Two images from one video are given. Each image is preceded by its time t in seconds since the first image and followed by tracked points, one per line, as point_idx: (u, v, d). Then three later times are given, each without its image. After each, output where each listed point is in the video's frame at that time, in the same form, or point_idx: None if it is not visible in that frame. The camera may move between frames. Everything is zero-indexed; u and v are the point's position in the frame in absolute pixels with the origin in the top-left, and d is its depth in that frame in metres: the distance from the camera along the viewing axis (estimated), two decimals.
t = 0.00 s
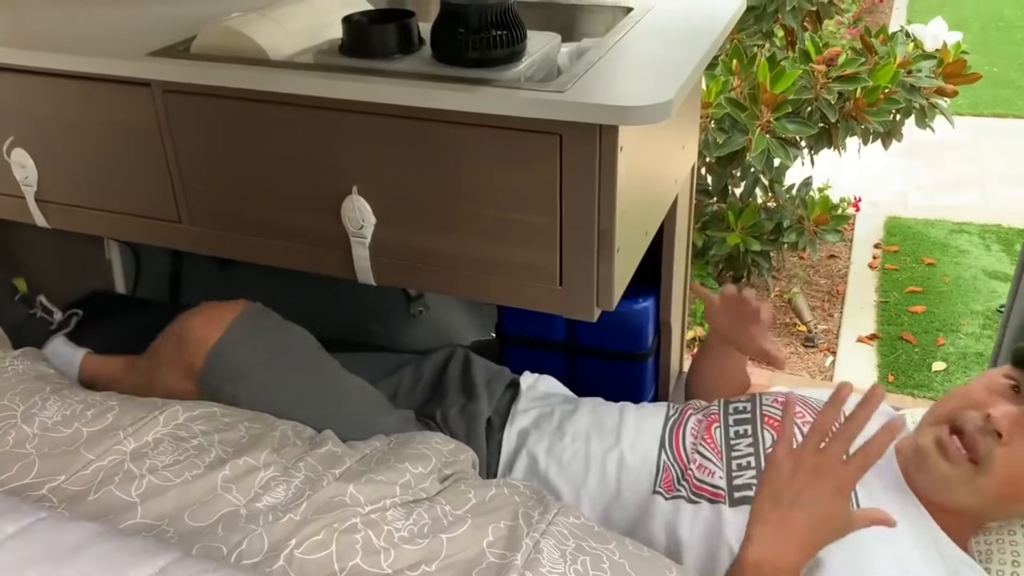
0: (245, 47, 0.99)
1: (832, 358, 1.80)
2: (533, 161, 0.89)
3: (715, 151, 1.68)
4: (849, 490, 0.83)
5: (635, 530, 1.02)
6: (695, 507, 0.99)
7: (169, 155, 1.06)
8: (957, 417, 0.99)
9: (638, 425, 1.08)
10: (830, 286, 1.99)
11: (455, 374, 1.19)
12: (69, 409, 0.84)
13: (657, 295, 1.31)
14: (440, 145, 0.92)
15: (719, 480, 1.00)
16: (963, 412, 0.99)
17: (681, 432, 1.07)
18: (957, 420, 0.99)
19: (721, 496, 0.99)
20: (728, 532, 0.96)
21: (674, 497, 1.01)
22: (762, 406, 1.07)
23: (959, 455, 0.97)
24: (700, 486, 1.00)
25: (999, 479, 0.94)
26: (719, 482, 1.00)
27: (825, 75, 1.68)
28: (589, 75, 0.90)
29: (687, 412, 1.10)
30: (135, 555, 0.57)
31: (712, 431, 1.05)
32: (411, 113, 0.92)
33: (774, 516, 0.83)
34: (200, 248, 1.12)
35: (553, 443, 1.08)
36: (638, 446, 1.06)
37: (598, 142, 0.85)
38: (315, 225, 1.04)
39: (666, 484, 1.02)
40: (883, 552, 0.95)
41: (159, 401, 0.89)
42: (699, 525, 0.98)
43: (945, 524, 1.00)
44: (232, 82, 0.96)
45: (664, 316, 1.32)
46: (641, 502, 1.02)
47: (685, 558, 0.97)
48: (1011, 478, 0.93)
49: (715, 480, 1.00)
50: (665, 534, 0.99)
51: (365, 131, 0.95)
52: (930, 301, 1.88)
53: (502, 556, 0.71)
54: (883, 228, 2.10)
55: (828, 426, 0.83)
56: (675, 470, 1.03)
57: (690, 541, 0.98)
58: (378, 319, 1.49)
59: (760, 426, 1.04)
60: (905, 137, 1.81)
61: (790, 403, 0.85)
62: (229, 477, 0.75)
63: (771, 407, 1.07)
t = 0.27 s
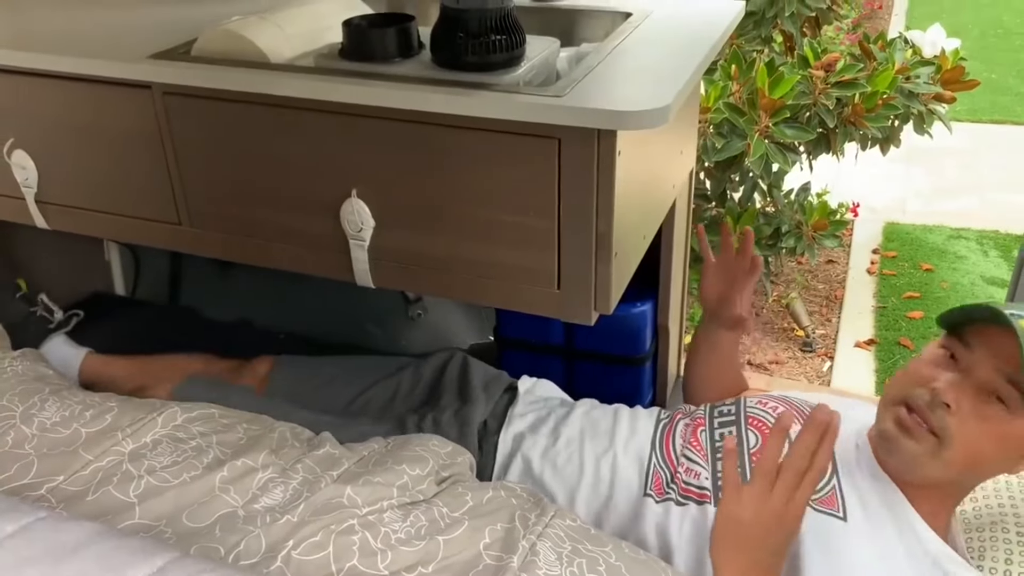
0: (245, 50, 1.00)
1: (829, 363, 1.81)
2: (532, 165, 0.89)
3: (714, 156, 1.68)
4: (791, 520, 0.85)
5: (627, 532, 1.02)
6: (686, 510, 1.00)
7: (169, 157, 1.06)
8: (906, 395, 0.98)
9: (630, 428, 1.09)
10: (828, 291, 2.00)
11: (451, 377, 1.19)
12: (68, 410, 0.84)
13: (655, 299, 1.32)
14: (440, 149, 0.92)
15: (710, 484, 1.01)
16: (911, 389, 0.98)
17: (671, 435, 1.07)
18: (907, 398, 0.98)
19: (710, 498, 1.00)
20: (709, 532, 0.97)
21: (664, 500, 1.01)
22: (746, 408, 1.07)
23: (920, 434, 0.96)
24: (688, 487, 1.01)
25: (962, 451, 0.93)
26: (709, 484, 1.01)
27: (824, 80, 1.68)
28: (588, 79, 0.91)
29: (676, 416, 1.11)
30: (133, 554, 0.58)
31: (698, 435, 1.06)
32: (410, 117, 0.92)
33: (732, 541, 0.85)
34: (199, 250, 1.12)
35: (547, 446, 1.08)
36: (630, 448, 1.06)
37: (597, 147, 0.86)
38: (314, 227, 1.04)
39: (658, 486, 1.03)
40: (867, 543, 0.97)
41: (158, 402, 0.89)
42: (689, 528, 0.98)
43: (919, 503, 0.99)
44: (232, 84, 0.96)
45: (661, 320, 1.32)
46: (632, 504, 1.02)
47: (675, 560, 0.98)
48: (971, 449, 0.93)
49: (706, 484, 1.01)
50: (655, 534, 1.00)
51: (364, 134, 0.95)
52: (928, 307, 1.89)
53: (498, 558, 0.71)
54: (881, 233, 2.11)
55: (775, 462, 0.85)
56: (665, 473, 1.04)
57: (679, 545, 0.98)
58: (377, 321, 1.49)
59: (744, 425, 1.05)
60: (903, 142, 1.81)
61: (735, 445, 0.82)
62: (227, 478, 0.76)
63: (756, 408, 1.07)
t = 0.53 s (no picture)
0: (247, 54, 1.00)
1: (826, 369, 1.97)
2: (531, 171, 0.90)
3: (711, 162, 1.71)
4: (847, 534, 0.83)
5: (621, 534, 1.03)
6: (681, 513, 1.01)
7: (171, 160, 1.07)
8: (914, 410, 1.01)
9: (627, 431, 1.10)
10: (825, 297, 2.08)
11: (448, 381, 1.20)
12: (68, 411, 0.85)
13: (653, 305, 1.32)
14: (440, 154, 0.93)
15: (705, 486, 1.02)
16: (919, 404, 1.02)
17: (668, 439, 1.08)
18: (915, 412, 1.01)
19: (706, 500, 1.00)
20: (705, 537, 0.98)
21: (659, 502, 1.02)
22: (749, 416, 1.07)
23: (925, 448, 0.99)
24: (685, 490, 1.02)
25: (966, 466, 0.96)
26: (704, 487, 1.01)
27: (822, 88, 1.70)
28: (587, 86, 0.91)
29: (675, 421, 1.11)
30: (134, 554, 0.58)
31: (698, 439, 1.06)
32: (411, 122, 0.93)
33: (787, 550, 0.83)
34: (200, 253, 1.13)
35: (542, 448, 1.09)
36: (626, 451, 1.07)
37: (596, 153, 0.86)
38: (314, 231, 1.05)
39: (653, 488, 1.03)
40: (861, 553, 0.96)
41: (157, 404, 0.90)
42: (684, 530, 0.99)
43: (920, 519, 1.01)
44: (234, 88, 0.97)
45: (658, 326, 1.32)
46: (627, 506, 1.03)
47: (670, 562, 0.99)
48: (975, 466, 0.96)
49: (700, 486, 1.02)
50: (650, 536, 1.00)
51: (365, 139, 0.96)
52: (924, 314, 1.98)
53: (496, 561, 0.72)
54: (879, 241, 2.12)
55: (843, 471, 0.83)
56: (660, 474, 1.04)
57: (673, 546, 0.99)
58: (376, 324, 1.50)
59: (746, 434, 1.05)
60: (900, 150, 1.82)
61: (806, 453, 0.80)
62: (227, 480, 0.76)
63: (757, 416, 1.07)
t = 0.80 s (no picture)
0: (246, 55, 1.00)
1: (822, 375, 1.85)
2: (529, 175, 0.90)
3: (710, 167, 1.70)
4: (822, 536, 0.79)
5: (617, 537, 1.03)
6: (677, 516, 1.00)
7: (168, 160, 1.07)
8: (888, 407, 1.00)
9: (624, 434, 1.10)
10: (822, 302, 2.03)
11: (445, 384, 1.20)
12: (63, 411, 0.85)
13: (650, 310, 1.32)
14: (438, 157, 0.93)
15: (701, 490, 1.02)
16: (893, 401, 1.00)
17: (666, 443, 1.08)
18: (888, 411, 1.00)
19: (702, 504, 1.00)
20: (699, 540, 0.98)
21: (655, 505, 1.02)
22: (746, 420, 1.07)
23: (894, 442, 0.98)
24: (681, 494, 1.02)
25: (929, 458, 0.95)
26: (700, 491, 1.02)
27: (819, 93, 1.69)
28: (585, 90, 0.91)
29: (673, 425, 1.11)
30: (128, 556, 0.58)
31: (694, 444, 1.06)
32: (409, 124, 0.93)
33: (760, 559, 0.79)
34: (196, 253, 1.12)
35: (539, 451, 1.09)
36: (622, 454, 1.07)
37: (594, 158, 0.86)
38: (311, 232, 1.05)
39: (649, 492, 1.03)
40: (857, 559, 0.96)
41: (153, 404, 0.90)
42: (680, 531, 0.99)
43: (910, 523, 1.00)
44: (232, 89, 0.97)
45: (655, 331, 1.32)
46: (623, 510, 1.03)
47: (666, 565, 0.99)
48: (939, 458, 0.94)
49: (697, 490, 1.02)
50: (647, 540, 1.00)
51: (363, 141, 0.96)
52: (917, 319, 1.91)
53: (491, 565, 0.72)
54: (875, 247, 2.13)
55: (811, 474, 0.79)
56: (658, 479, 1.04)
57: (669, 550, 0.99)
58: (372, 326, 1.50)
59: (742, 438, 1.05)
60: (897, 156, 1.82)
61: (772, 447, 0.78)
62: (222, 482, 0.76)
63: (755, 421, 1.07)
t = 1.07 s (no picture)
0: (248, 56, 1.00)
1: (821, 380, 1.85)
2: (531, 179, 0.90)
3: (711, 172, 1.69)
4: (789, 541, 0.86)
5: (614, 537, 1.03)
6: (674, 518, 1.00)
7: (169, 160, 1.07)
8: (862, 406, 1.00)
9: (622, 434, 1.09)
10: (823, 308, 2.03)
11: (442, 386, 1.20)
12: (61, 411, 0.84)
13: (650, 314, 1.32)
14: (440, 159, 0.93)
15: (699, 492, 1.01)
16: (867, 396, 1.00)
17: (665, 444, 1.07)
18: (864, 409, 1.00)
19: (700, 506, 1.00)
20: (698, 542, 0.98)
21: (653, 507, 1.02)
22: (744, 423, 1.07)
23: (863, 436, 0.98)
24: (679, 496, 1.02)
25: (890, 445, 0.94)
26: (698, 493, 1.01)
27: (822, 100, 1.70)
28: (588, 94, 0.91)
29: (672, 427, 1.11)
30: (125, 559, 0.58)
31: (693, 446, 1.06)
32: (411, 127, 0.93)
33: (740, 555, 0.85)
34: (196, 254, 1.12)
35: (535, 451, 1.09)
36: (620, 455, 1.06)
37: (596, 163, 0.86)
38: (312, 233, 1.04)
39: (646, 492, 1.03)
40: (856, 561, 0.93)
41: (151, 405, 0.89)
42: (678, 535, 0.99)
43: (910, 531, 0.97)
44: (234, 90, 0.97)
45: (655, 335, 1.32)
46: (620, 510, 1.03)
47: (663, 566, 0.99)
48: (899, 446, 0.93)
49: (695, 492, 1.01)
50: (643, 539, 1.01)
51: (365, 143, 0.96)
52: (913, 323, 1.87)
53: (489, 570, 0.72)
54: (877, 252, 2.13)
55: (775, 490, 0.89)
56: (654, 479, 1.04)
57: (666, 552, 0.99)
58: (372, 327, 1.50)
59: (740, 441, 1.05)
60: (899, 163, 1.82)
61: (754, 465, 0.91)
62: (219, 484, 0.76)
63: (754, 423, 1.07)
